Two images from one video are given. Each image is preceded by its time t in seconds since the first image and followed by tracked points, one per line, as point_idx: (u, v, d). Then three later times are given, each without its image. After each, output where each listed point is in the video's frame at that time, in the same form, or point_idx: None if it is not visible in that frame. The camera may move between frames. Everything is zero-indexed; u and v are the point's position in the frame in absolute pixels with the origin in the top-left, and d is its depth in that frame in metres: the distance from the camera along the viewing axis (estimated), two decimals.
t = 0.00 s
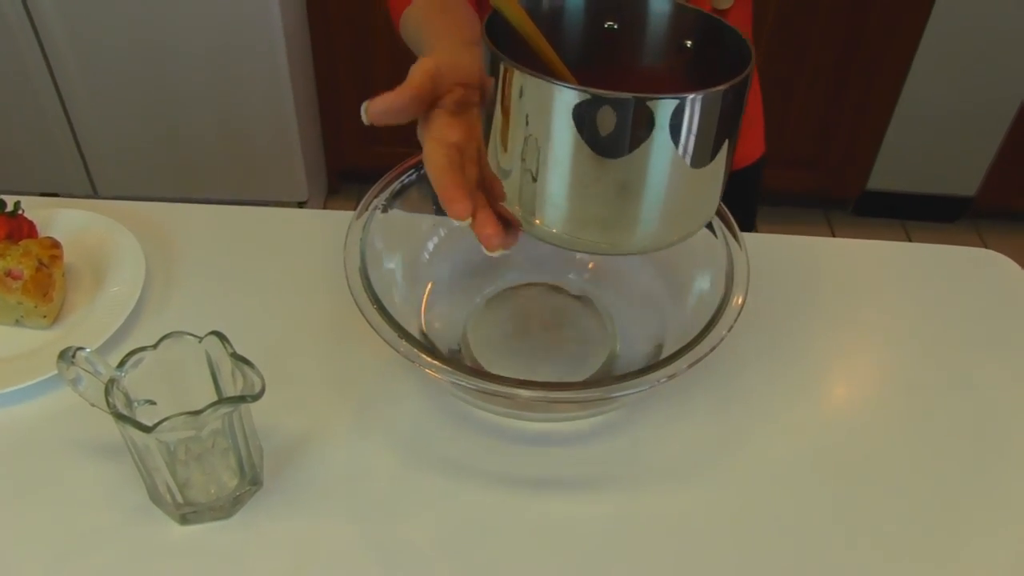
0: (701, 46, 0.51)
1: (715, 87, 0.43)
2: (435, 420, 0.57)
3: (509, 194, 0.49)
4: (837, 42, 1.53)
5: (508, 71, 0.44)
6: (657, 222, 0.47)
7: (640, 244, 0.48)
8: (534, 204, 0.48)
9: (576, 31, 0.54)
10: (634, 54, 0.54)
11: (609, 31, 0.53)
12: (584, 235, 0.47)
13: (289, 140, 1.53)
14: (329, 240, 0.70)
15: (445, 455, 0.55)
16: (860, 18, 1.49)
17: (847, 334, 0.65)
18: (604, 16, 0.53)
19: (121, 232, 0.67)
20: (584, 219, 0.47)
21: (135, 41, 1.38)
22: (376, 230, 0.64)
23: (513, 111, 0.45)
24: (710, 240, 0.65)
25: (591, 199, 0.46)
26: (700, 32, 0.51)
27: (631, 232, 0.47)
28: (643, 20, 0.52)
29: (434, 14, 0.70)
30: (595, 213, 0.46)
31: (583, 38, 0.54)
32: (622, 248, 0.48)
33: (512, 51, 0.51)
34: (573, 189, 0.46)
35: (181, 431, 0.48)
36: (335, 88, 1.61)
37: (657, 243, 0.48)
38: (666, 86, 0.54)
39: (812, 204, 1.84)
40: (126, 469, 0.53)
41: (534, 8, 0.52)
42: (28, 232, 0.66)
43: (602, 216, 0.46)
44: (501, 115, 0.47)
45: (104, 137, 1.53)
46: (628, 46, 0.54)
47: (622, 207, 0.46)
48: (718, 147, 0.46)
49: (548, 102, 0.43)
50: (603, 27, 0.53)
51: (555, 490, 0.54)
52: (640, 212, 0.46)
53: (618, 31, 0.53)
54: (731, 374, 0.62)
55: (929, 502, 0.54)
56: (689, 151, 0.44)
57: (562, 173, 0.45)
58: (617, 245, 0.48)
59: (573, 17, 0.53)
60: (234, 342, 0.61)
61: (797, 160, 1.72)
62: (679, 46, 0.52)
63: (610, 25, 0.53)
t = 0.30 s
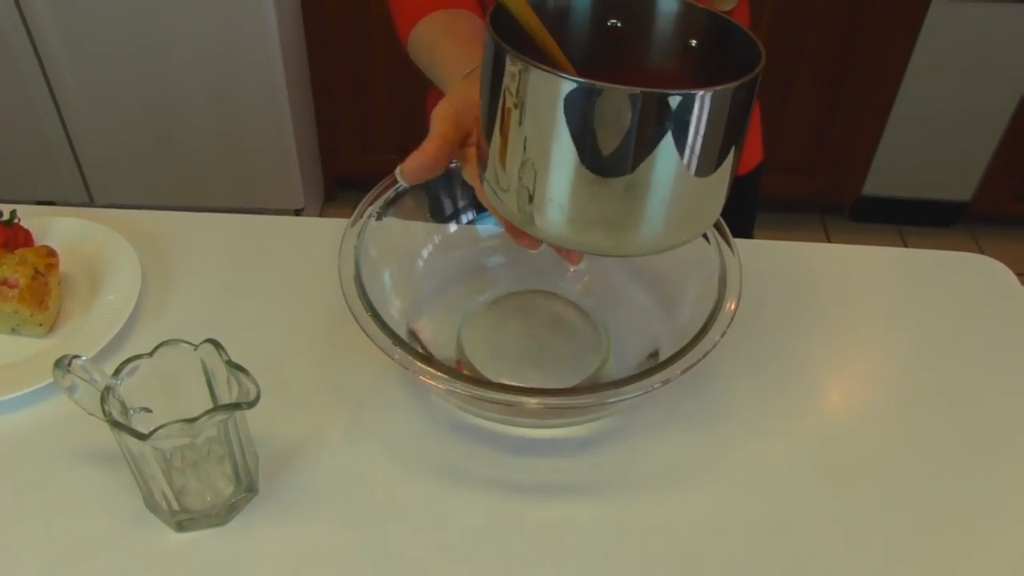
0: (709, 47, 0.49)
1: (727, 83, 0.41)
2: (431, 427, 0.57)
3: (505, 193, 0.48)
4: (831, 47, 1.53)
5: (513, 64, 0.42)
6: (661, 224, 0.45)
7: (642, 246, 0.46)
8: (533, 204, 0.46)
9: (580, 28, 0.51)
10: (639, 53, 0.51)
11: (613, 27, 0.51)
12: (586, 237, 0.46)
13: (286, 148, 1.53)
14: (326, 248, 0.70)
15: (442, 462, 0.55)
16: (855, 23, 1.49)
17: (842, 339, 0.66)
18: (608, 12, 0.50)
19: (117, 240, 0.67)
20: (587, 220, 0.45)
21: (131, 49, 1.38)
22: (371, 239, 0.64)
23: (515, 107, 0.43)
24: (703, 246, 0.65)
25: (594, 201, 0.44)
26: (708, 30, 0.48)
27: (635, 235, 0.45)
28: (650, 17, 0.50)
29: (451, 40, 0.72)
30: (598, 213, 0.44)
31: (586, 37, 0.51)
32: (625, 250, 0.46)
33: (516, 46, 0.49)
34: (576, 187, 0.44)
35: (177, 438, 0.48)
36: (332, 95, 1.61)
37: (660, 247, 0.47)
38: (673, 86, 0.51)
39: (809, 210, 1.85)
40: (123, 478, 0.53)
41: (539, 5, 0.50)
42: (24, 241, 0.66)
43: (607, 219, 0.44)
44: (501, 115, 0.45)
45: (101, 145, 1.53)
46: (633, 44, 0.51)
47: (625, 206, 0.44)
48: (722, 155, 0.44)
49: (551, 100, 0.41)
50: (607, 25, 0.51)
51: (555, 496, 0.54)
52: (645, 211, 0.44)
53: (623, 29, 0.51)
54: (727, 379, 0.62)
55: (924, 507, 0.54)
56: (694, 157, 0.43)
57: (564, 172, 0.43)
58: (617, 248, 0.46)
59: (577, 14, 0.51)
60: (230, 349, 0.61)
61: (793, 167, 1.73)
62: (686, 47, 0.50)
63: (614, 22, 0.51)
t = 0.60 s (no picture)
0: (703, 40, 0.49)
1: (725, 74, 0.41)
2: (428, 434, 0.57)
3: (494, 189, 0.47)
4: (827, 51, 1.54)
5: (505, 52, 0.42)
6: (652, 218, 0.45)
7: (632, 241, 0.46)
8: (523, 198, 0.46)
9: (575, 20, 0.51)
10: (633, 46, 0.51)
11: (607, 20, 0.51)
12: (578, 231, 0.45)
13: (283, 155, 1.53)
14: (322, 254, 0.70)
15: (439, 468, 0.55)
16: (851, 27, 1.49)
17: (839, 343, 0.66)
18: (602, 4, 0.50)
19: (113, 248, 0.67)
20: (578, 211, 0.44)
21: (127, 56, 1.38)
22: (367, 245, 0.64)
23: (506, 95, 0.43)
24: (700, 251, 0.65)
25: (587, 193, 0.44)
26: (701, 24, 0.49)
27: (628, 230, 0.45)
28: (644, 13, 0.50)
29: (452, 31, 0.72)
30: (590, 207, 0.44)
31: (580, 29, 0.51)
32: (617, 243, 0.46)
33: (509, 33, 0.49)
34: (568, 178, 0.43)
35: (173, 446, 0.48)
36: (329, 102, 1.61)
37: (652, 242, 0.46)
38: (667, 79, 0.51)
39: (806, 215, 1.85)
40: (119, 486, 0.53)
41: None
42: (20, 249, 0.66)
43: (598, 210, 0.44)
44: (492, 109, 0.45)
45: (98, 153, 1.53)
46: (628, 37, 0.51)
47: (618, 199, 0.44)
48: (718, 155, 0.44)
49: (543, 86, 0.41)
50: (602, 18, 0.51)
51: (552, 503, 0.54)
52: (639, 206, 0.44)
53: (617, 22, 0.51)
54: (724, 384, 0.62)
55: (921, 511, 0.54)
56: (690, 156, 0.43)
57: (555, 162, 0.43)
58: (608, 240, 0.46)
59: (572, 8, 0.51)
60: (227, 357, 0.61)
61: (790, 171, 1.74)
62: (680, 41, 0.50)
63: (608, 15, 0.51)
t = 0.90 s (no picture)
0: (703, 33, 0.49)
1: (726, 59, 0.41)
2: (429, 436, 0.57)
3: (498, 180, 0.47)
4: (827, 51, 1.53)
5: (508, 48, 0.42)
6: (651, 212, 0.45)
7: (632, 233, 0.46)
8: (526, 186, 0.45)
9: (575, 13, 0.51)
10: (633, 38, 0.51)
11: (608, 12, 0.50)
12: (575, 223, 0.45)
13: (283, 157, 1.53)
14: (322, 256, 0.70)
15: (440, 470, 0.55)
16: (850, 27, 1.49)
17: (840, 344, 0.66)
18: None
19: (113, 251, 0.67)
20: (576, 206, 0.45)
21: (126, 58, 1.38)
22: (368, 246, 0.63)
23: (510, 87, 0.43)
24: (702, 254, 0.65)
25: (586, 192, 0.44)
26: (701, 17, 0.49)
27: (625, 226, 0.45)
28: (644, 5, 0.50)
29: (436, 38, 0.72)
30: (589, 199, 0.44)
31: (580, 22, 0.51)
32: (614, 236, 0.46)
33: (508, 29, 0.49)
34: (569, 175, 0.43)
35: (174, 449, 0.48)
36: (328, 103, 1.61)
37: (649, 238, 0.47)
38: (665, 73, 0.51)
39: (805, 215, 1.85)
40: (120, 489, 0.53)
41: None
42: (20, 252, 0.66)
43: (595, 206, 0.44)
44: (495, 105, 0.45)
45: (98, 155, 1.53)
46: (627, 30, 0.51)
47: (616, 196, 0.44)
48: (714, 137, 0.44)
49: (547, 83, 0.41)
50: (603, 10, 0.50)
51: (553, 504, 0.54)
52: (637, 201, 0.44)
53: (618, 14, 0.50)
54: (724, 385, 0.62)
55: (922, 511, 0.54)
56: (690, 131, 0.42)
57: (555, 154, 0.43)
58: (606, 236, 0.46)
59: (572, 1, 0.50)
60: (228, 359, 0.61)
61: (790, 172, 1.74)
62: (680, 35, 0.50)
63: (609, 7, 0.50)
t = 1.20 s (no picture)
0: (701, 34, 0.49)
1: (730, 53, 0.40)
2: (430, 438, 0.57)
3: (500, 182, 0.47)
4: (826, 52, 1.53)
5: (506, 53, 0.42)
6: (650, 213, 0.45)
7: (632, 234, 0.46)
8: (527, 189, 0.45)
9: (574, 14, 0.51)
10: (631, 40, 0.51)
11: (607, 13, 0.50)
12: (576, 226, 0.45)
13: (282, 158, 1.53)
14: (322, 258, 0.70)
15: (439, 472, 0.55)
16: (849, 28, 1.49)
17: (840, 344, 0.66)
18: None
19: (113, 253, 0.67)
20: (577, 211, 0.45)
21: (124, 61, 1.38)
22: (368, 248, 0.63)
23: (508, 92, 0.43)
24: (702, 255, 0.65)
25: (586, 194, 0.44)
26: (699, 19, 0.48)
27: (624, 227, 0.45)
28: (642, 6, 0.49)
29: (439, 53, 0.73)
30: (589, 202, 0.44)
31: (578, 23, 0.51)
32: (615, 236, 0.46)
33: (507, 33, 0.49)
34: (568, 179, 0.43)
35: (174, 451, 0.48)
36: (328, 104, 1.61)
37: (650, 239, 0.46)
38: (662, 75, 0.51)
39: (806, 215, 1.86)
40: (121, 491, 0.53)
41: None
42: (21, 254, 0.66)
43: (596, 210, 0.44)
44: (494, 109, 0.45)
45: (97, 157, 1.53)
46: (625, 32, 0.51)
47: (615, 197, 0.44)
48: (714, 132, 0.43)
49: (545, 88, 0.41)
50: (601, 11, 0.50)
51: (552, 506, 0.54)
52: (636, 202, 0.44)
53: (616, 16, 0.50)
54: (724, 386, 0.62)
55: (922, 512, 0.54)
56: (690, 125, 0.42)
57: (555, 157, 0.43)
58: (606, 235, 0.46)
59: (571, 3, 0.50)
60: (228, 361, 0.61)
61: (789, 172, 1.74)
62: (678, 36, 0.50)
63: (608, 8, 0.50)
